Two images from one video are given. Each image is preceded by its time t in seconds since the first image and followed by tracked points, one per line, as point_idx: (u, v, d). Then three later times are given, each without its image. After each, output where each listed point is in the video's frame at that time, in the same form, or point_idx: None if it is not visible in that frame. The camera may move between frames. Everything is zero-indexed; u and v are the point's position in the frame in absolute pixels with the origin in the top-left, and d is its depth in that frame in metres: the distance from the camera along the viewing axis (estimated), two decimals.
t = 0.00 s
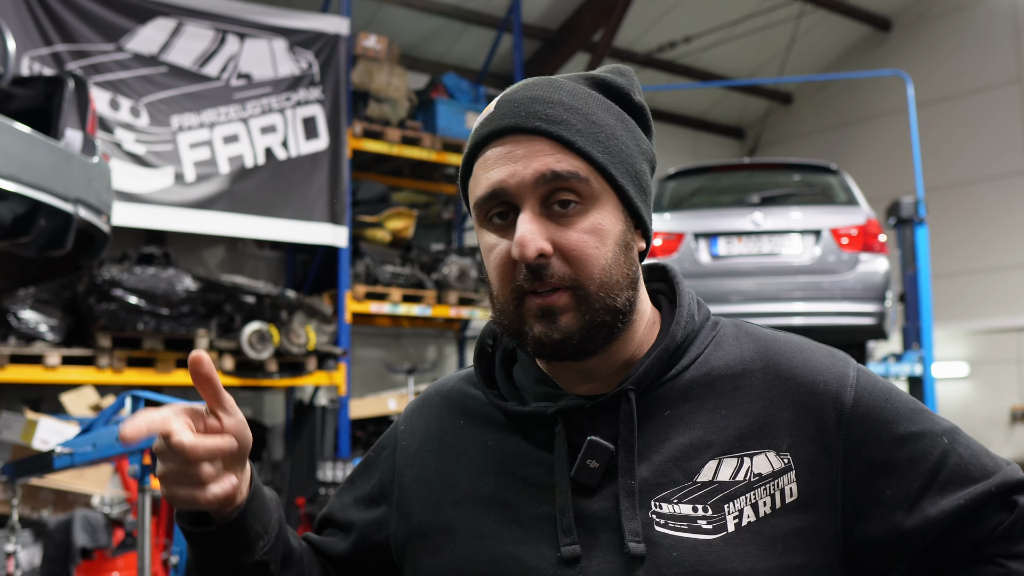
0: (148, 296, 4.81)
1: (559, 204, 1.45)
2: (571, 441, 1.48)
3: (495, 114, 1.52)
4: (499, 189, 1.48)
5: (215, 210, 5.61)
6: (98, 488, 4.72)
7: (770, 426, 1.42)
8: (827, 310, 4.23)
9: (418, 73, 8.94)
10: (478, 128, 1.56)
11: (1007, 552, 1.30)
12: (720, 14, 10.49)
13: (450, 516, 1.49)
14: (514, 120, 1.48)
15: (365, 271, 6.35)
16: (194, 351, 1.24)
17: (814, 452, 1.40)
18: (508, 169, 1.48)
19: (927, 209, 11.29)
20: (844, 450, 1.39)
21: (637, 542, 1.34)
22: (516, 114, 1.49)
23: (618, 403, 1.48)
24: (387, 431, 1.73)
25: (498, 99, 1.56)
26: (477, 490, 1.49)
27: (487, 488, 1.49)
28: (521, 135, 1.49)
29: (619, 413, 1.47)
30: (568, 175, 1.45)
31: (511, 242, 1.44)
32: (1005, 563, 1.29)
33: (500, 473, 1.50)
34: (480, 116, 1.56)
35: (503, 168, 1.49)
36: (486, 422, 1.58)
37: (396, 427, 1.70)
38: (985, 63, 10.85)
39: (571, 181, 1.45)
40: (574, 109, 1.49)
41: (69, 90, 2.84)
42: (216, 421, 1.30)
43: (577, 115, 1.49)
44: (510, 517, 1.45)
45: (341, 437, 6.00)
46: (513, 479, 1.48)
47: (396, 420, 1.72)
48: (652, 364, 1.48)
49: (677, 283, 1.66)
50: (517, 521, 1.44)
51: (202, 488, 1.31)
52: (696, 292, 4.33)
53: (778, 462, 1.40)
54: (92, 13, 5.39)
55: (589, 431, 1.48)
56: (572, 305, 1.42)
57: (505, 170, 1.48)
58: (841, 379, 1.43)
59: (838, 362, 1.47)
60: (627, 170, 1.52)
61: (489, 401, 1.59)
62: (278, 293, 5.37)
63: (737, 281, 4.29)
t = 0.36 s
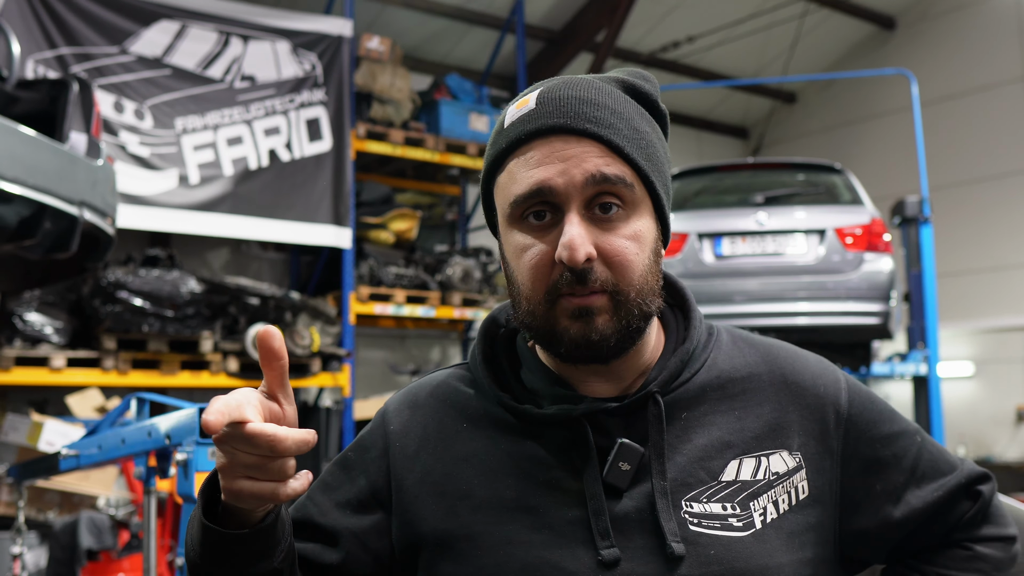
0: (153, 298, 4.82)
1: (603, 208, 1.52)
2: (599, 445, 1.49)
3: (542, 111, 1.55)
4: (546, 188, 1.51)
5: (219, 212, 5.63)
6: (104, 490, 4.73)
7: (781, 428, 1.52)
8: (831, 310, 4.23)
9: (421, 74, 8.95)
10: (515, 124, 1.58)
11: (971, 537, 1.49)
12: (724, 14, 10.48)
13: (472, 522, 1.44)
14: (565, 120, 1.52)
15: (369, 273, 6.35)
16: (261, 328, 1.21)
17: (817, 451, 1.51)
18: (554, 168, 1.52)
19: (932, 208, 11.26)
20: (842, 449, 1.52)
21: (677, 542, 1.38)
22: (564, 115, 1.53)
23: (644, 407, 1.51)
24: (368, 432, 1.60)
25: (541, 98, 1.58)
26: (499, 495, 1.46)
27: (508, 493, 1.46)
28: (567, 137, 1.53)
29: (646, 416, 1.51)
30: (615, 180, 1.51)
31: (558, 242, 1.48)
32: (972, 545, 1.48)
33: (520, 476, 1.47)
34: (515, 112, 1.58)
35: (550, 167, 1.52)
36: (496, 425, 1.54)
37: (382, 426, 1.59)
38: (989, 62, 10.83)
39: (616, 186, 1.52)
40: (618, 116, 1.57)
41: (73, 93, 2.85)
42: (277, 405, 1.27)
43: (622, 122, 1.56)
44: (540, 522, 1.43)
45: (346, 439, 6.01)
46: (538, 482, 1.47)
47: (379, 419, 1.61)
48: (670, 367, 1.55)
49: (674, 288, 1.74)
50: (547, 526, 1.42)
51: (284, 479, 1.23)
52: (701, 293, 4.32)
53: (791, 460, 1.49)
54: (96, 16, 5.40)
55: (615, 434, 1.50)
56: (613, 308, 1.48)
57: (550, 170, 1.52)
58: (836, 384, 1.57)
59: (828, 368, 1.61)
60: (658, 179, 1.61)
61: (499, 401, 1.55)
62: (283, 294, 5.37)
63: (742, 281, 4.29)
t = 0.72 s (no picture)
0: (152, 299, 4.81)
1: (629, 215, 1.52)
2: (605, 454, 1.46)
3: (574, 113, 1.53)
4: (577, 190, 1.49)
5: (220, 213, 5.63)
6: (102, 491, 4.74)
7: (768, 433, 1.54)
8: (830, 316, 4.25)
9: (422, 77, 8.97)
10: (544, 122, 1.54)
11: (928, 531, 1.57)
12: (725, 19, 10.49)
13: (482, 534, 1.37)
14: (599, 125, 1.52)
15: (369, 275, 6.36)
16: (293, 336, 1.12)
17: (800, 455, 1.55)
18: (587, 172, 1.50)
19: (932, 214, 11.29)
20: (819, 453, 1.58)
21: (687, 549, 1.38)
22: (597, 119, 1.53)
23: (646, 416, 1.51)
24: (353, 440, 1.45)
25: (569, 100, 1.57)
26: (507, 505, 1.40)
27: (517, 503, 1.40)
28: (599, 141, 1.53)
29: (647, 424, 1.51)
30: (644, 188, 1.52)
31: (592, 246, 1.46)
32: (928, 539, 1.56)
33: (528, 486, 1.42)
34: (542, 111, 1.55)
35: (582, 169, 1.51)
36: (494, 434, 1.48)
37: (368, 434, 1.46)
38: (990, 69, 10.85)
39: (644, 194, 1.53)
40: (645, 125, 1.58)
41: (75, 94, 2.85)
42: (307, 417, 1.16)
43: (648, 131, 1.58)
44: (550, 532, 1.39)
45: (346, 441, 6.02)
46: (545, 492, 1.42)
47: (365, 426, 1.47)
48: (666, 372, 1.56)
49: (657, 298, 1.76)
50: (558, 536, 1.39)
51: (324, 496, 1.12)
52: (700, 298, 4.33)
53: (779, 464, 1.52)
54: (99, 17, 5.41)
55: (618, 442, 1.49)
56: (636, 316, 1.48)
57: (583, 173, 1.50)
58: (812, 390, 1.63)
59: (804, 375, 1.67)
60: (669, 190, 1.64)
61: (500, 406, 1.49)
62: (282, 297, 5.38)
63: (742, 287, 4.29)
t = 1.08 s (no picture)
0: (143, 302, 4.81)
1: (627, 215, 1.48)
2: (586, 459, 1.44)
3: (574, 111, 1.47)
4: (583, 186, 1.42)
5: (211, 217, 5.64)
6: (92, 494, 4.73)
7: (737, 431, 1.55)
8: (820, 320, 4.28)
9: (413, 81, 8.99)
10: (545, 121, 1.47)
11: (880, 519, 1.61)
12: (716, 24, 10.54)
13: (467, 543, 1.31)
14: (600, 124, 1.47)
15: (359, 279, 6.42)
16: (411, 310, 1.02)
17: (765, 451, 1.57)
18: (591, 168, 1.44)
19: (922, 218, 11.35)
20: (781, 448, 1.60)
21: (669, 548, 1.38)
22: (597, 118, 1.48)
23: (622, 418, 1.50)
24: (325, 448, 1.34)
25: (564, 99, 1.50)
26: (491, 512, 1.34)
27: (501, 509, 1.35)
28: (599, 139, 1.47)
29: (623, 427, 1.50)
30: (642, 187, 1.48)
31: (599, 242, 1.39)
32: (881, 528, 1.61)
33: (512, 492, 1.37)
34: (538, 110, 1.47)
35: (584, 165, 1.44)
36: (471, 440, 1.42)
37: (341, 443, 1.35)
38: (979, 74, 10.92)
39: (642, 193, 1.49)
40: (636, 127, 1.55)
41: (65, 98, 2.86)
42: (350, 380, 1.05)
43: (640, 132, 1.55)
44: (536, 538, 1.34)
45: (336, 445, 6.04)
46: (529, 498, 1.38)
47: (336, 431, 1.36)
48: (638, 375, 1.56)
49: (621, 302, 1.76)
50: (543, 542, 1.34)
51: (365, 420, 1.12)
52: (689, 302, 4.36)
53: (748, 461, 1.53)
54: (91, 21, 5.42)
55: (598, 447, 1.47)
56: (636, 316, 1.43)
57: (587, 169, 1.44)
58: (772, 388, 1.66)
59: (764, 373, 1.69)
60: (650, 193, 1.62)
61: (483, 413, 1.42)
62: (272, 300, 5.44)
63: (731, 291, 4.33)
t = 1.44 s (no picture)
0: (132, 301, 4.79)
1: (633, 215, 1.33)
2: (567, 450, 1.33)
3: (595, 107, 1.29)
4: (601, 182, 1.25)
5: (200, 215, 5.62)
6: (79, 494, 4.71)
7: (704, 421, 1.47)
8: (810, 319, 4.30)
9: (404, 80, 8.98)
10: (557, 114, 1.27)
11: (836, 505, 1.50)
12: (706, 23, 10.56)
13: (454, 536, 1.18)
14: (621, 123, 1.30)
15: (349, 278, 6.42)
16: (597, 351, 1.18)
17: (728, 439, 1.49)
18: (612, 167, 1.27)
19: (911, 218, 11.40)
20: (743, 435, 1.52)
21: (651, 538, 1.29)
22: (618, 116, 1.30)
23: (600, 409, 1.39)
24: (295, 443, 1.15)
25: (584, 93, 1.31)
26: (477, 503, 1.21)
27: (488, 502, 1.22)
28: (619, 137, 1.30)
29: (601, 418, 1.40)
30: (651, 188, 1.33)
31: (614, 241, 1.23)
32: (837, 513, 1.50)
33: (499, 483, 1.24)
34: (556, 102, 1.28)
35: (602, 161, 1.27)
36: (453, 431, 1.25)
37: (308, 444, 1.14)
38: (970, 74, 10.96)
39: (649, 195, 1.33)
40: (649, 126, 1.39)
41: (53, 94, 2.84)
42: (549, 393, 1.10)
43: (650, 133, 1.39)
44: (525, 529, 1.23)
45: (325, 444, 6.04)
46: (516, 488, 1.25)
47: (317, 421, 1.17)
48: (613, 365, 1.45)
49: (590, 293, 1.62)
50: (532, 533, 1.23)
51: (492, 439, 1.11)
52: (679, 300, 4.37)
53: (717, 451, 1.44)
54: (80, 18, 5.39)
55: (579, 438, 1.36)
56: (635, 321, 1.29)
57: (607, 168, 1.26)
58: (732, 376, 1.58)
59: (724, 364, 1.62)
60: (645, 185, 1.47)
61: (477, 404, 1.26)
62: (263, 298, 5.41)
63: (721, 289, 4.33)
